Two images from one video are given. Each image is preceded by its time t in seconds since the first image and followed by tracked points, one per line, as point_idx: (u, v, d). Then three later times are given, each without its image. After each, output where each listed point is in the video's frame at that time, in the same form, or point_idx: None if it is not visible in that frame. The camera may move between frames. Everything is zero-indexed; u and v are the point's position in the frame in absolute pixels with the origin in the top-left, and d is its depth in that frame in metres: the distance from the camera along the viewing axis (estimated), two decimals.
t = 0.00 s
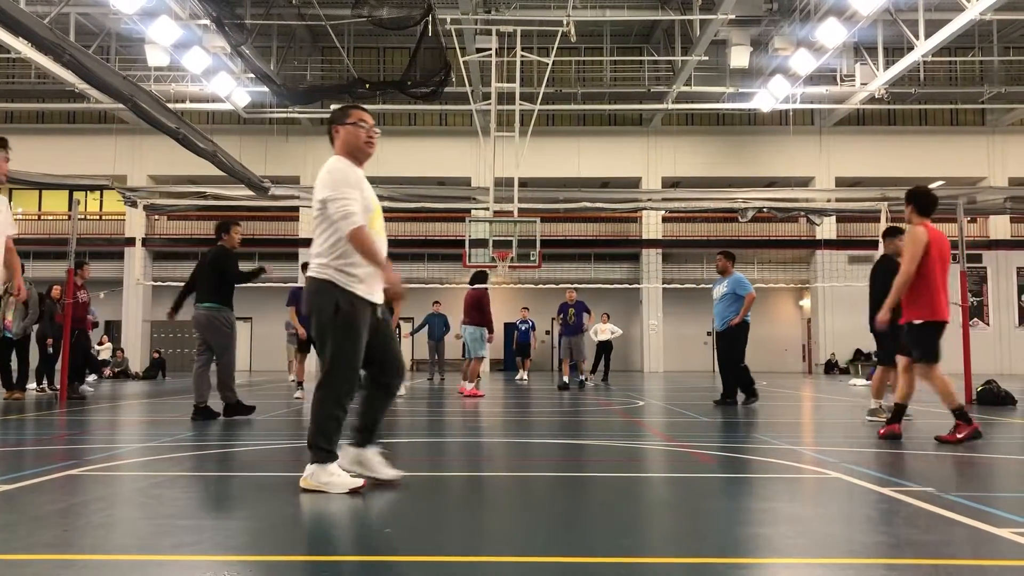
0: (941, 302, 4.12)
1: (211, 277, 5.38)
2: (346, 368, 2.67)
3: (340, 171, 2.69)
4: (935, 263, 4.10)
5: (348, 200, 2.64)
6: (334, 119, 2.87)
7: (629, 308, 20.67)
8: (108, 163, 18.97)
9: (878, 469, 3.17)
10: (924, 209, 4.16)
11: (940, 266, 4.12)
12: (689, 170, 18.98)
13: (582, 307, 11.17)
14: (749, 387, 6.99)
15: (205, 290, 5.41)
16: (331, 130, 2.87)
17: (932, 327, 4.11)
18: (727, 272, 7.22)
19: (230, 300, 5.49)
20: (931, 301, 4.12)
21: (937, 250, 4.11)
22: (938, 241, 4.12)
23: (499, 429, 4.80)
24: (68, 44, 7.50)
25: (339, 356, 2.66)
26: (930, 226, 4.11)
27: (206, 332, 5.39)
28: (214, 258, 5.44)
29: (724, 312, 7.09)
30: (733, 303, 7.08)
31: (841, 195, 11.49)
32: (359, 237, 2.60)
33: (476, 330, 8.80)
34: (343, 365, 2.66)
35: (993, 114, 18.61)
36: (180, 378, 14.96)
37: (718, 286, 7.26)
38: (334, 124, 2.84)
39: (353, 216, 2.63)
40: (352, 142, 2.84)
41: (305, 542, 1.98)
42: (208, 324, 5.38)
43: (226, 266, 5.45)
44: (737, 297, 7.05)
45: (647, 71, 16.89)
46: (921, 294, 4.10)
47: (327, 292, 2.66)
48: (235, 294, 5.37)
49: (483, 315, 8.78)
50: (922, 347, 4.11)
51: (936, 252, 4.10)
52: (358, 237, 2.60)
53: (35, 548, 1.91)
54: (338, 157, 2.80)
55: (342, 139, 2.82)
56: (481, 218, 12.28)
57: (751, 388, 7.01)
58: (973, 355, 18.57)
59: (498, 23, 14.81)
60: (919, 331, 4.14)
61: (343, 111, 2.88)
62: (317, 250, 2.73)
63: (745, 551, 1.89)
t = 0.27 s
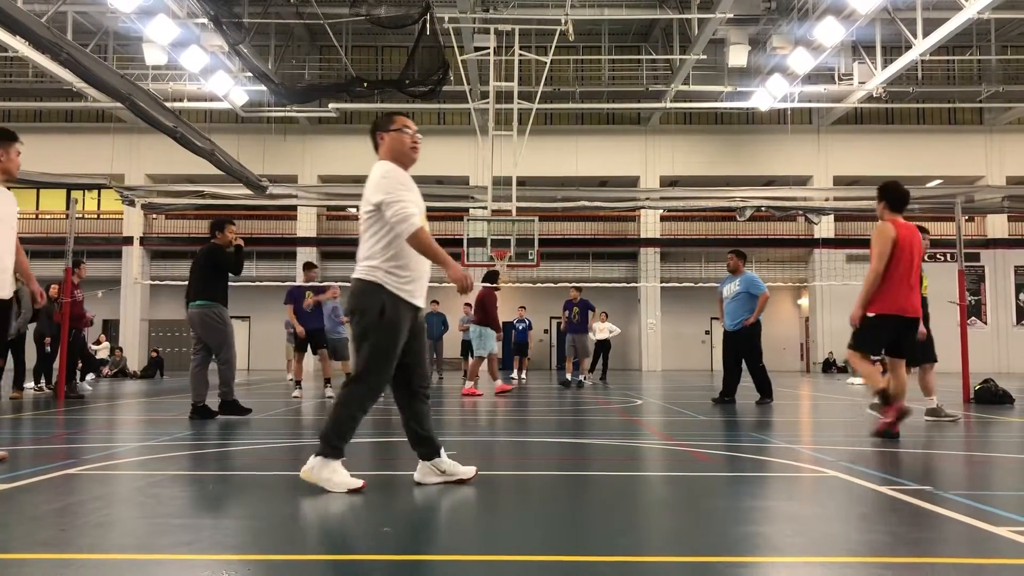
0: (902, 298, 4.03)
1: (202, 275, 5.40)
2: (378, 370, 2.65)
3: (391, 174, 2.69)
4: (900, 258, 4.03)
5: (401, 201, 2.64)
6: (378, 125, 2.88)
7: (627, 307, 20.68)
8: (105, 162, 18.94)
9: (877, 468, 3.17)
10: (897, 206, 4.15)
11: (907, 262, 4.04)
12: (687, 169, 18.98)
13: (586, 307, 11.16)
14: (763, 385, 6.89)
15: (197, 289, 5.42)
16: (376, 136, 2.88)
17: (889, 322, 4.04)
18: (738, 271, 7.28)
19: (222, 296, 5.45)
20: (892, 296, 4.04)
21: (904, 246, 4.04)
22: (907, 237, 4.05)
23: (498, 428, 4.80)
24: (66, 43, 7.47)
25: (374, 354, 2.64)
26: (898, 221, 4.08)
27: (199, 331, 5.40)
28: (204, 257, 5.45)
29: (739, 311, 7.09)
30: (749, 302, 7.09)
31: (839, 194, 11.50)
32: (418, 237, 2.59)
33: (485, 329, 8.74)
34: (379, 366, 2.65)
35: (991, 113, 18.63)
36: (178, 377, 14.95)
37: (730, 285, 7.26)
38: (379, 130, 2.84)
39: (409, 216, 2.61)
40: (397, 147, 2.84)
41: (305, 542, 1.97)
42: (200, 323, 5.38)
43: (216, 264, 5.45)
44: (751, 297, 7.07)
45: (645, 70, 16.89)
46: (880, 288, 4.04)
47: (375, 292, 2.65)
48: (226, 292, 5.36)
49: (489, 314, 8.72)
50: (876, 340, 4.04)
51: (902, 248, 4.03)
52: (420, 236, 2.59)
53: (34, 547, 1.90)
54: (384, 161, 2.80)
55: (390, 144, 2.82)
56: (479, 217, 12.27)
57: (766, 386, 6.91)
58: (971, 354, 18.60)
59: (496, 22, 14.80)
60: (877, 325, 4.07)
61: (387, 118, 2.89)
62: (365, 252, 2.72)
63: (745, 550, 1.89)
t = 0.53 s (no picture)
0: (867, 296, 4.01)
1: (200, 274, 5.41)
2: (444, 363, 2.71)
3: (428, 172, 2.72)
4: (867, 256, 4.00)
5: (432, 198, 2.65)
6: (418, 125, 2.92)
7: (626, 305, 20.70)
8: (104, 160, 18.91)
9: (873, 466, 3.18)
10: (872, 202, 4.11)
11: (875, 259, 3.99)
12: (686, 168, 18.98)
13: (588, 306, 11.17)
14: (768, 383, 6.89)
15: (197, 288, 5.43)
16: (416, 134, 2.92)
17: (852, 320, 4.04)
18: (750, 269, 7.26)
19: (220, 295, 5.43)
20: (857, 294, 4.04)
21: (872, 243, 4.00)
22: (875, 234, 4.00)
23: (497, 426, 4.79)
24: (64, 41, 7.46)
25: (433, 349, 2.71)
26: (868, 217, 4.05)
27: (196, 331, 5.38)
28: (203, 256, 5.47)
29: (753, 310, 7.10)
30: (763, 302, 7.09)
31: (838, 192, 11.51)
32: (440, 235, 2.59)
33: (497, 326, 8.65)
34: (443, 357, 2.71)
35: (990, 111, 18.66)
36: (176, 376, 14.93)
37: (743, 284, 7.25)
38: (420, 129, 2.89)
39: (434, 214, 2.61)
40: (439, 145, 2.89)
41: (302, 540, 1.97)
42: (197, 323, 5.36)
43: (214, 263, 5.46)
44: (765, 296, 7.07)
45: (644, 68, 16.91)
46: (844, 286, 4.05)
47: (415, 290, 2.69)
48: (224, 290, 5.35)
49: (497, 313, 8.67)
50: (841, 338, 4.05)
51: (868, 245, 3.99)
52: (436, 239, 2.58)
53: (32, 545, 1.90)
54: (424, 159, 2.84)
55: (428, 143, 2.88)
56: (478, 215, 12.28)
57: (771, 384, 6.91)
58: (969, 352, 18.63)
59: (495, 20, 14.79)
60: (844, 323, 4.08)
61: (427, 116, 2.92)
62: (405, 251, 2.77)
63: (742, 548, 1.89)
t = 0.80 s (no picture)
0: (846, 293, 3.94)
1: (211, 273, 5.42)
2: (485, 364, 2.70)
3: (464, 174, 2.71)
4: (843, 253, 3.93)
5: (459, 200, 2.65)
6: (452, 127, 2.92)
7: (625, 304, 20.71)
8: (102, 160, 18.90)
9: (872, 465, 3.18)
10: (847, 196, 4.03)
11: (851, 255, 3.93)
12: (685, 167, 18.99)
13: (588, 306, 11.18)
14: (769, 382, 6.91)
15: (207, 286, 5.43)
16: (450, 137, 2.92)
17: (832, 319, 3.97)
18: (755, 268, 7.18)
19: (230, 296, 5.44)
20: (835, 291, 3.96)
21: (847, 239, 3.93)
22: (850, 229, 3.93)
23: (496, 425, 4.79)
24: (63, 41, 7.46)
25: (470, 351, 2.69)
26: (843, 213, 3.97)
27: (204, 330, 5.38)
28: (212, 254, 5.47)
29: (758, 310, 7.10)
30: (768, 301, 7.10)
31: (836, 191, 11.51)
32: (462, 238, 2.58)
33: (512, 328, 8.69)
34: (486, 360, 2.70)
35: (989, 110, 18.69)
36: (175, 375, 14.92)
37: (749, 282, 7.23)
38: (455, 131, 2.88)
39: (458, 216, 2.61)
40: (474, 148, 2.89)
41: (300, 539, 1.97)
42: (205, 322, 5.36)
43: (223, 261, 5.47)
44: (770, 295, 7.08)
45: (643, 67, 16.93)
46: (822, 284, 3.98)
47: (446, 294, 2.69)
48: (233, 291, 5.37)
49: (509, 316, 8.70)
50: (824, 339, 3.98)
51: (842, 241, 3.93)
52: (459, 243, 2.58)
53: (30, 545, 1.90)
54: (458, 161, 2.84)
55: (462, 146, 2.88)
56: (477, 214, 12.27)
57: (772, 383, 6.93)
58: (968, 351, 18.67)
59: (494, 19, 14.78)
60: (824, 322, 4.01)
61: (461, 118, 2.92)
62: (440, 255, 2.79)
63: (741, 547, 1.89)
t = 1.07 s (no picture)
0: (840, 291, 3.90)
1: (222, 271, 5.42)
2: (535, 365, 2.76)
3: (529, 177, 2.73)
4: (836, 251, 3.92)
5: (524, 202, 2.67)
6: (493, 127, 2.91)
7: (624, 304, 20.70)
8: (101, 159, 18.88)
9: (871, 465, 3.18)
10: (839, 195, 4.04)
11: (844, 253, 3.91)
12: (684, 167, 18.98)
13: (589, 306, 11.18)
14: (769, 381, 6.91)
15: (220, 284, 5.44)
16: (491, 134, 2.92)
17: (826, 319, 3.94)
18: (758, 267, 7.13)
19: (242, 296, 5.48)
20: (828, 290, 3.94)
21: (840, 237, 3.93)
22: (842, 227, 3.93)
23: (494, 426, 4.78)
24: (62, 40, 7.44)
25: (514, 351, 2.71)
26: (834, 212, 3.98)
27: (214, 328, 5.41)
28: (222, 252, 5.46)
29: (760, 309, 7.10)
30: (770, 301, 7.10)
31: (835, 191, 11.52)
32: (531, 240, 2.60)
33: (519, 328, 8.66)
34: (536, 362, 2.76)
35: (988, 110, 18.71)
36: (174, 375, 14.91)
37: (752, 282, 7.24)
38: (507, 129, 2.88)
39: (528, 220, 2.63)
40: (521, 149, 2.91)
41: (298, 539, 1.97)
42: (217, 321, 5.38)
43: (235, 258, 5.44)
44: (773, 294, 7.08)
45: (642, 67, 16.94)
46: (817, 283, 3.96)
47: (507, 295, 2.70)
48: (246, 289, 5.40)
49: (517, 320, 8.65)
50: (818, 339, 3.96)
51: (834, 239, 3.92)
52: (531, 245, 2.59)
53: (28, 544, 1.90)
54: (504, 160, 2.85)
55: (513, 146, 2.88)
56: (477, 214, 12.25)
57: (771, 382, 6.93)
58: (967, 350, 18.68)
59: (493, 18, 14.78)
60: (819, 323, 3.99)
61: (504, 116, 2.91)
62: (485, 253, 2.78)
63: (739, 547, 1.89)
